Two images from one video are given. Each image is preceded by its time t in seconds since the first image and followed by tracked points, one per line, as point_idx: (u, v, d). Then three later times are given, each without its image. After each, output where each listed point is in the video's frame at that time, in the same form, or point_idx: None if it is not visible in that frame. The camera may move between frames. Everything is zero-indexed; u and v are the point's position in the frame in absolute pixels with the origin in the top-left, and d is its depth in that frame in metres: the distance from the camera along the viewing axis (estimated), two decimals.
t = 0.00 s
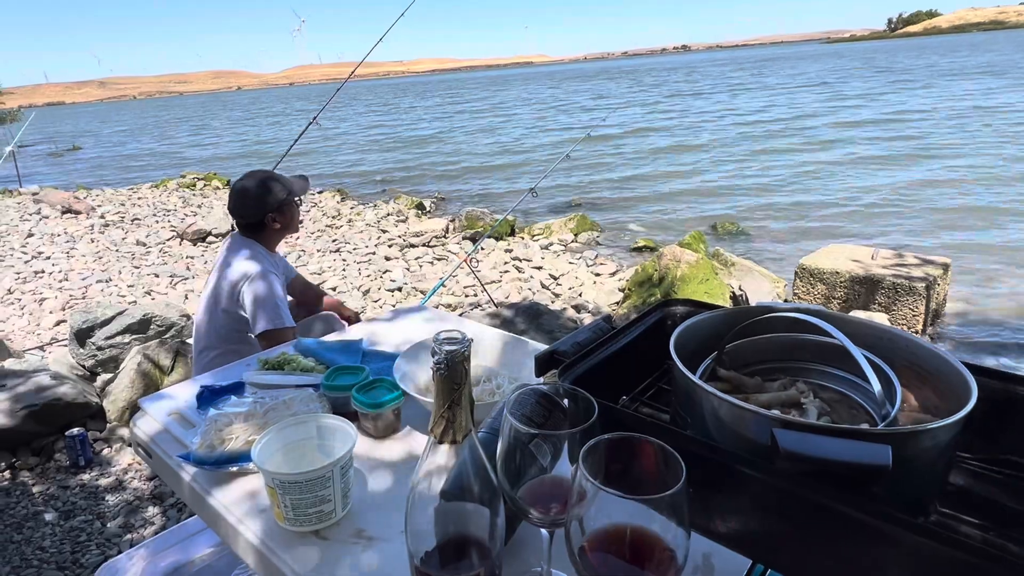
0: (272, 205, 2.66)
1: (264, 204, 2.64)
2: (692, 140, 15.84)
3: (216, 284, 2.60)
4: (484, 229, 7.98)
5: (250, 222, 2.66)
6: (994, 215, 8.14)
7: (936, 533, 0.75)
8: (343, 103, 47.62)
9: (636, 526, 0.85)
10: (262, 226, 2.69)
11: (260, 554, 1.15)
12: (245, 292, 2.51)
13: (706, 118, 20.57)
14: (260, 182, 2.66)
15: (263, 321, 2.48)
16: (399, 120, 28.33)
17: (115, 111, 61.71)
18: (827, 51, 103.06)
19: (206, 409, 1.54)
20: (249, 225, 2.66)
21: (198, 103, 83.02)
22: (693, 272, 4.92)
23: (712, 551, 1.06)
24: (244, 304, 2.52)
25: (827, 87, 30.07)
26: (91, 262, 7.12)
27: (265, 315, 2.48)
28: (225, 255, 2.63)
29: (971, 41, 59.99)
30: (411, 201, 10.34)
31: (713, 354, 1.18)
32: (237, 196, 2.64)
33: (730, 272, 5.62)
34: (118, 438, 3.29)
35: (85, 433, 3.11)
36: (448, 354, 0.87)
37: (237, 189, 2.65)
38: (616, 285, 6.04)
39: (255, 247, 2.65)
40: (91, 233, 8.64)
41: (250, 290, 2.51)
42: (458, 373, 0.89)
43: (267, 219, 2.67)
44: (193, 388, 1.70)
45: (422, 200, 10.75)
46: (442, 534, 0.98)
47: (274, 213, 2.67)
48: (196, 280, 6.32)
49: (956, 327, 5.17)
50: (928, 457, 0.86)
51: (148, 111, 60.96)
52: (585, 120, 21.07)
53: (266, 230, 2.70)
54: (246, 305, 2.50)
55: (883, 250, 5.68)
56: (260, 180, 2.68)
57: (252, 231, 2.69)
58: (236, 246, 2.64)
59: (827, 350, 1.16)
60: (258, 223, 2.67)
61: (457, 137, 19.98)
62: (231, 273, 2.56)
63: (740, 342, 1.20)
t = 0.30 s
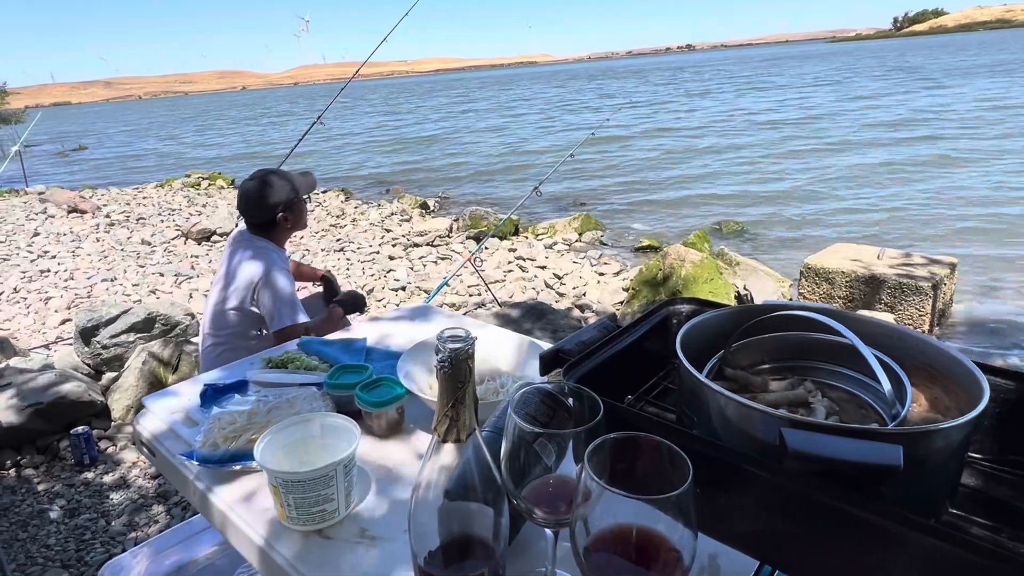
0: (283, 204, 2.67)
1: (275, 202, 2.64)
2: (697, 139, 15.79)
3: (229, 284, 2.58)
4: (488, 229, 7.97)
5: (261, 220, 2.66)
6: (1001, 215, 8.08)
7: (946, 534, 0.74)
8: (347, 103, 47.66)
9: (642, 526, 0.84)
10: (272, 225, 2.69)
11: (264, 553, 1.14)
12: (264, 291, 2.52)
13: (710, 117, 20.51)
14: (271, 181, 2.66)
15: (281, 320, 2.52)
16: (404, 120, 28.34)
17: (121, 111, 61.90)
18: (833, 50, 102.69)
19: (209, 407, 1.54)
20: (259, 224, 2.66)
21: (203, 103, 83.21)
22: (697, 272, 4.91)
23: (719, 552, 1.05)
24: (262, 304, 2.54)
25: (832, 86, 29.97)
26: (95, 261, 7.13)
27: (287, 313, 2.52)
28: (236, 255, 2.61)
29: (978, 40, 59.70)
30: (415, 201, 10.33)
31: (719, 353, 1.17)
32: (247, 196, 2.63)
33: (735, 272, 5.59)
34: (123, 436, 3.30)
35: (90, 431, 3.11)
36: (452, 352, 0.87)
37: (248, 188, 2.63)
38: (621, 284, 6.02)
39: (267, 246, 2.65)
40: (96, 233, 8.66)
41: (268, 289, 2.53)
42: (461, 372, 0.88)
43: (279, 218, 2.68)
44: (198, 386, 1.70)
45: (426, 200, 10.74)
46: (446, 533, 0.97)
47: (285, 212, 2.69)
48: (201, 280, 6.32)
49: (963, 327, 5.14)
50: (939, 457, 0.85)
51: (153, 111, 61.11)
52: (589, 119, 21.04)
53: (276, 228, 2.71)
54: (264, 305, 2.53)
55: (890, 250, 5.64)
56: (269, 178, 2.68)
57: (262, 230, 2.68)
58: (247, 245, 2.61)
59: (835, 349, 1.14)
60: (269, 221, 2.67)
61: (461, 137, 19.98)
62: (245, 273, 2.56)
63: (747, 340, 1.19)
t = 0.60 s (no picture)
0: (287, 203, 2.67)
1: (281, 202, 2.64)
2: (701, 139, 15.75)
3: (235, 285, 2.57)
4: (490, 228, 7.95)
5: (265, 221, 2.65)
6: (1007, 215, 8.03)
7: (955, 540, 0.72)
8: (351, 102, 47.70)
9: (643, 530, 0.82)
10: (275, 224, 2.68)
11: (262, 554, 1.13)
12: (272, 290, 2.53)
13: (714, 117, 20.46)
14: (274, 180, 2.66)
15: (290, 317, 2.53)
16: (407, 120, 28.35)
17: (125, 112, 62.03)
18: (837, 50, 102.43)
19: (208, 407, 1.53)
20: (264, 224, 2.65)
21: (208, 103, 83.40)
22: (702, 272, 4.89)
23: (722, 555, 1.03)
24: (269, 303, 2.54)
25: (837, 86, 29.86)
26: (99, 261, 7.13)
27: (297, 312, 2.54)
28: (240, 255, 2.60)
29: (984, 40, 59.42)
30: (418, 200, 10.32)
31: (722, 354, 1.15)
32: (251, 196, 2.62)
33: (739, 272, 5.57)
34: (125, 435, 3.29)
35: (92, 430, 3.11)
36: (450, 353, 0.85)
37: (251, 188, 2.63)
38: (624, 284, 5.99)
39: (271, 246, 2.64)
40: (100, 232, 8.68)
41: (274, 288, 2.53)
42: (460, 372, 0.87)
43: (282, 218, 2.68)
44: (197, 385, 1.69)
45: (429, 200, 10.73)
46: (444, 536, 0.95)
47: (288, 211, 2.69)
48: (204, 279, 6.32)
49: (969, 328, 5.10)
50: (947, 461, 0.83)
51: (158, 110, 61.25)
52: (592, 119, 21.00)
53: (279, 228, 2.70)
54: (272, 304, 2.53)
55: (895, 250, 5.60)
56: (273, 178, 2.67)
57: (267, 230, 2.67)
58: (252, 245, 2.60)
59: (841, 350, 1.13)
60: (272, 221, 2.66)
61: (465, 137, 19.98)
62: (250, 273, 2.55)
63: (751, 340, 1.17)
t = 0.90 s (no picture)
0: (287, 203, 2.66)
1: (281, 203, 2.63)
2: (704, 139, 15.72)
3: (236, 287, 2.56)
4: (492, 228, 7.95)
5: (265, 221, 2.64)
6: (1011, 216, 7.99)
7: (957, 548, 0.70)
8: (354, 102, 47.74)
9: (639, 535, 0.81)
10: (275, 224, 2.67)
11: (256, 557, 1.12)
12: (273, 292, 2.52)
13: (717, 117, 20.42)
14: (274, 181, 2.65)
15: (290, 318, 2.53)
16: (410, 120, 28.35)
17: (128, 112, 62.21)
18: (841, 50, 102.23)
19: (204, 407, 1.52)
20: (264, 224, 2.64)
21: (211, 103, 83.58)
22: (704, 272, 4.87)
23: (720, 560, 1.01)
24: (269, 303, 2.53)
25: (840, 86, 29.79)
26: (100, 260, 7.14)
27: (298, 313, 2.53)
28: (241, 256, 2.59)
29: (988, 40, 59.24)
30: (420, 200, 10.31)
31: (720, 357, 1.14)
32: (251, 196, 2.60)
33: (741, 272, 5.55)
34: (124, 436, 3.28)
35: (91, 430, 3.10)
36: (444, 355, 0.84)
37: (251, 188, 2.61)
38: (625, 285, 5.98)
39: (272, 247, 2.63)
40: (102, 231, 8.69)
41: (275, 289, 2.52)
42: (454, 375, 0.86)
43: (282, 218, 2.67)
44: (192, 386, 1.68)
45: (431, 200, 10.73)
46: (439, 540, 0.94)
47: (288, 211, 2.68)
48: (205, 279, 6.32)
49: (971, 329, 5.07)
50: (948, 466, 0.81)
51: (161, 110, 61.41)
52: (594, 119, 20.99)
53: (279, 228, 2.69)
54: (272, 304, 2.53)
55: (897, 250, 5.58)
56: (272, 179, 2.66)
57: (267, 230, 2.66)
58: (252, 246, 2.59)
59: (841, 352, 1.11)
60: (272, 221, 2.65)
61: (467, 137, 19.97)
62: (251, 274, 2.54)
63: (751, 342, 1.16)
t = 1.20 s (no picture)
0: (292, 206, 2.68)
1: (287, 205, 2.65)
2: (706, 140, 15.71)
3: (239, 287, 2.55)
4: (493, 229, 7.96)
5: (270, 222, 2.64)
6: (1014, 217, 7.97)
7: (957, 555, 0.70)
8: (356, 103, 47.82)
9: (637, 539, 0.80)
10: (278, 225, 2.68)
11: (255, 561, 1.12)
12: (278, 294, 2.54)
13: (719, 117, 20.39)
14: (279, 183, 2.65)
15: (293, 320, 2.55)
16: (412, 120, 28.39)
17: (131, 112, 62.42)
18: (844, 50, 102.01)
19: (204, 409, 1.52)
20: (269, 225, 2.64)
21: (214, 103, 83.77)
22: (705, 273, 4.86)
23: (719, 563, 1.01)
24: (273, 305, 2.55)
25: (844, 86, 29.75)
26: (103, 261, 7.16)
27: (302, 316, 2.56)
28: (245, 256, 2.59)
29: (991, 40, 59.09)
30: (422, 201, 10.32)
31: (720, 359, 1.14)
32: (257, 196, 2.59)
33: (743, 273, 5.55)
34: (126, 437, 3.28)
35: (93, 431, 3.11)
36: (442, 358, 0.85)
37: (256, 188, 2.61)
38: (627, 286, 5.98)
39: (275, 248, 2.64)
40: (104, 231, 8.72)
41: (280, 291, 2.54)
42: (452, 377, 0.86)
43: (285, 219, 2.68)
44: (193, 387, 1.68)
45: (433, 200, 10.74)
46: (438, 543, 0.93)
47: (291, 213, 2.70)
48: (207, 279, 6.33)
49: (974, 331, 5.06)
50: (949, 471, 0.81)
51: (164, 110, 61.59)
52: (596, 120, 21.00)
53: (281, 229, 2.70)
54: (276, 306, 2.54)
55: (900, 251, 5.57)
56: (277, 180, 2.66)
57: (270, 231, 2.66)
58: (256, 247, 2.59)
59: (841, 355, 1.11)
60: (276, 223, 2.66)
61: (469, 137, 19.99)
62: (256, 275, 2.54)
63: (751, 345, 1.15)
